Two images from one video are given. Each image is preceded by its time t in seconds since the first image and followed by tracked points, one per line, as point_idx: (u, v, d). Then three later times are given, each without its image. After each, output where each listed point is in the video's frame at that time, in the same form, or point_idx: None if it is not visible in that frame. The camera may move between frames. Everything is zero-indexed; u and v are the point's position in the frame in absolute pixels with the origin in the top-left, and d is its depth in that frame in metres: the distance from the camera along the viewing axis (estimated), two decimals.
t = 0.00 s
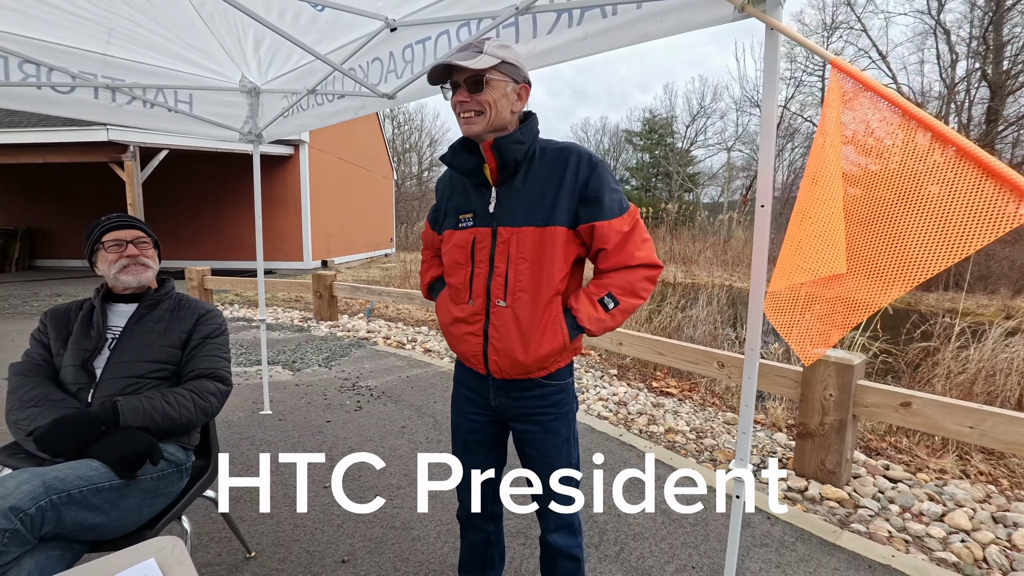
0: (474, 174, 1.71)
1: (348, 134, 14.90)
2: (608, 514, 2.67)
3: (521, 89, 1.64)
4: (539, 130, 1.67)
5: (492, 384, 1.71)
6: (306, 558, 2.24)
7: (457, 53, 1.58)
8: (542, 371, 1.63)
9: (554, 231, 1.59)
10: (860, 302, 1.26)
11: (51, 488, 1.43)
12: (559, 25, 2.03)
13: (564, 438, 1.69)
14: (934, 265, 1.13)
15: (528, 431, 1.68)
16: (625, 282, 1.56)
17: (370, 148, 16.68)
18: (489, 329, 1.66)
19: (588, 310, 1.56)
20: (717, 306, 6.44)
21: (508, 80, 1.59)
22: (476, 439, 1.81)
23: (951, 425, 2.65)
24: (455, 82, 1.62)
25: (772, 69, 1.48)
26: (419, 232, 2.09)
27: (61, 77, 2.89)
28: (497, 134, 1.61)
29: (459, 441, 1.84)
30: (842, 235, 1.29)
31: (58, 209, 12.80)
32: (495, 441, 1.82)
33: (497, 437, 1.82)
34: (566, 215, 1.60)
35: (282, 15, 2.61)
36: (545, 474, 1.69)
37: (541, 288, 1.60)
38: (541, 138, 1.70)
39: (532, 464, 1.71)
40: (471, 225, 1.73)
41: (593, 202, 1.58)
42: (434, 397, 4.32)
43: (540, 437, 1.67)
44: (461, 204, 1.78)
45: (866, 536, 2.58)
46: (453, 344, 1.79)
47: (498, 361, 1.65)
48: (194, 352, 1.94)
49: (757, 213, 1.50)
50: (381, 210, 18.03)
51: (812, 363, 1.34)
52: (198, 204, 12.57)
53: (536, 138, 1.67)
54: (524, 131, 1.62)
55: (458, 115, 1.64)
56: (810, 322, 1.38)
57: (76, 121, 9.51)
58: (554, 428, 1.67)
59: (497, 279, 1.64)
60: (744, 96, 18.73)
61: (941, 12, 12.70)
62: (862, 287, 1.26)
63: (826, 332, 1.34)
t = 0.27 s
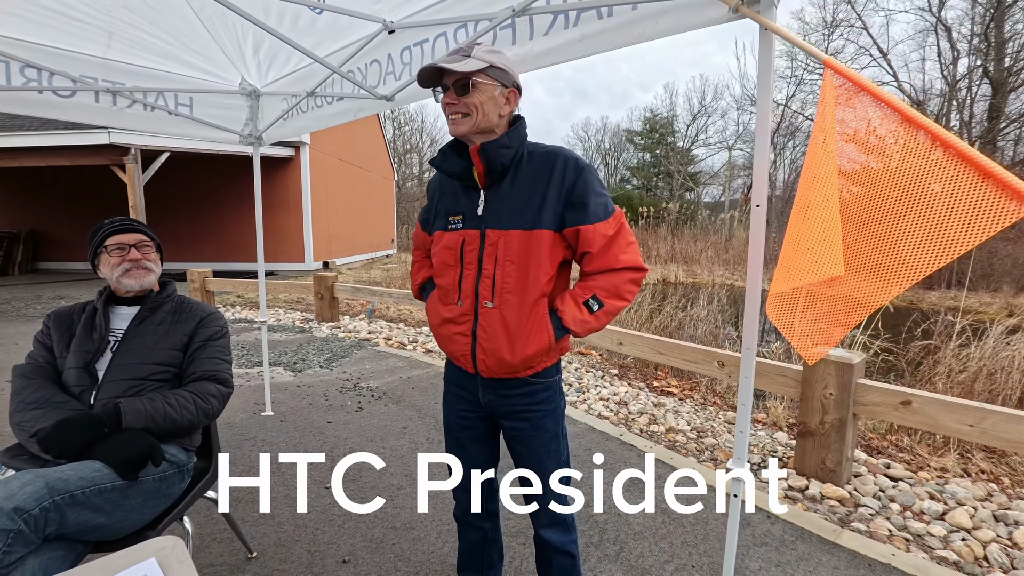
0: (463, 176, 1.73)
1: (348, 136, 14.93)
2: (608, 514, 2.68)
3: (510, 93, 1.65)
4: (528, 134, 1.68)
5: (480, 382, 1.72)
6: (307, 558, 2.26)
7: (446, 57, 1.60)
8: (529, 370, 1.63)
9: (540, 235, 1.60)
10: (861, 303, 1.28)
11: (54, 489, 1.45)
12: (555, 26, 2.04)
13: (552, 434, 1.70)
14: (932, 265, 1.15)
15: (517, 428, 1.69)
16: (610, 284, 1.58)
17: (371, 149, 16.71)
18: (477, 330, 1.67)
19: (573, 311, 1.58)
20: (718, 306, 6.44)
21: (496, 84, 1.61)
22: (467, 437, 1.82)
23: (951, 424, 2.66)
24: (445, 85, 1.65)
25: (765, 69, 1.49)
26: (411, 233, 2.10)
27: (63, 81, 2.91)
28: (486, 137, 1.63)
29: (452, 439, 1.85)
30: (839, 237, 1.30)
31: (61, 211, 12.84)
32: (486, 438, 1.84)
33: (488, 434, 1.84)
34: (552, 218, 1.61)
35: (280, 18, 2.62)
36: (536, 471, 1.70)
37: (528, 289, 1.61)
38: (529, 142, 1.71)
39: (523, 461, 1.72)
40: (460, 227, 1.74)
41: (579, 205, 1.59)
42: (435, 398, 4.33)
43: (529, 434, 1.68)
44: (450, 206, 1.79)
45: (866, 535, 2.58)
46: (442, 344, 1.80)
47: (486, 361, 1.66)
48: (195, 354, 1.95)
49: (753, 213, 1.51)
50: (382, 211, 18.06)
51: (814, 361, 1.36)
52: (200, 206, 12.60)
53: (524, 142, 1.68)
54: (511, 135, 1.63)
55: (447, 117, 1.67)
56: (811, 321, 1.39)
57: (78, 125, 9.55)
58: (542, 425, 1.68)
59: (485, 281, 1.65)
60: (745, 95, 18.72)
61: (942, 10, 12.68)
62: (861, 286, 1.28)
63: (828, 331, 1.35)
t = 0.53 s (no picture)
0: (459, 178, 1.72)
1: (349, 137, 14.95)
2: (610, 515, 2.68)
3: (507, 96, 1.65)
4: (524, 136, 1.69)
5: (477, 382, 1.72)
6: (309, 559, 2.26)
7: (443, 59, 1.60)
8: (525, 370, 1.64)
9: (536, 236, 1.61)
10: (863, 302, 1.27)
11: (57, 490, 1.45)
12: (556, 27, 2.04)
13: (549, 433, 1.70)
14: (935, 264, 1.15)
15: (514, 427, 1.69)
16: (605, 285, 1.59)
17: (372, 150, 16.73)
18: (473, 330, 1.67)
19: (569, 312, 1.59)
20: (720, 305, 6.44)
21: (493, 86, 1.61)
22: (464, 436, 1.82)
23: (954, 423, 2.65)
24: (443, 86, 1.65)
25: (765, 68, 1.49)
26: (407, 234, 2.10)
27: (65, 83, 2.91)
28: (482, 139, 1.64)
29: (449, 439, 1.85)
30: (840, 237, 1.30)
31: (64, 214, 12.88)
32: (484, 438, 1.83)
33: (485, 434, 1.83)
34: (549, 219, 1.62)
35: (279, 20, 2.63)
36: (534, 471, 1.70)
37: (525, 290, 1.62)
38: (526, 144, 1.72)
39: (520, 461, 1.72)
40: (457, 228, 1.74)
41: (575, 207, 1.60)
42: (436, 398, 4.33)
43: (526, 433, 1.68)
44: (447, 207, 1.79)
45: (870, 535, 2.57)
46: (438, 344, 1.80)
47: (482, 361, 1.66)
48: (197, 356, 1.96)
49: (754, 212, 1.51)
50: (384, 212, 18.09)
51: (816, 361, 1.35)
52: (202, 208, 12.63)
53: (521, 144, 1.68)
54: (508, 137, 1.63)
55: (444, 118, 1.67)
56: (813, 321, 1.38)
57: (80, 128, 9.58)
58: (539, 424, 1.68)
59: (481, 281, 1.65)
60: (746, 94, 18.69)
61: (944, 8, 12.64)
62: (863, 285, 1.27)
63: (830, 330, 1.35)
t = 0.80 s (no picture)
0: (463, 178, 1.73)
1: (352, 139, 14.99)
2: (614, 515, 2.68)
3: (516, 100, 1.68)
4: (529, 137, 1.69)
5: (480, 384, 1.72)
6: (313, 560, 2.26)
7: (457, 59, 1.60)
8: (530, 370, 1.64)
9: (541, 235, 1.61)
10: (864, 301, 1.27)
11: (64, 492, 1.46)
12: (558, 28, 2.04)
13: (553, 435, 1.70)
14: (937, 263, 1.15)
15: (519, 430, 1.69)
16: (610, 283, 1.59)
17: (374, 151, 16.76)
18: (478, 330, 1.67)
19: (575, 310, 1.59)
20: (723, 305, 6.42)
21: (505, 89, 1.63)
22: (466, 440, 1.82)
23: (959, 423, 2.64)
24: (453, 86, 1.65)
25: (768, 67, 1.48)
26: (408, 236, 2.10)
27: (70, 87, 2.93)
28: (490, 139, 1.65)
29: (451, 443, 1.85)
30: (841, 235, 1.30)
31: (68, 216, 12.95)
32: (485, 441, 1.84)
33: (486, 438, 1.84)
34: (553, 218, 1.62)
35: (282, 23, 2.64)
36: (536, 472, 1.70)
37: (530, 289, 1.62)
38: (529, 145, 1.72)
39: (523, 463, 1.72)
40: (460, 228, 1.74)
41: (579, 206, 1.61)
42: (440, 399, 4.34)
43: (530, 435, 1.68)
44: (450, 208, 1.79)
45: (875, 536, 2.56)
46: (442, 345, 1.80)
47: (488, 362, 1.65)
48: (201, 357, 1.96)
49: (757, 213, 1.50)
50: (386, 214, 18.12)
51: (818, 361, 1.35)
52: (205, 210, 12.68)
53: (525, 144, 1.69)
54: (513, 137, 1.64)
55: (454, 118, 1.66)
56: (815, 320, 1.38)
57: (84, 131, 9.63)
58: (544, 425, 1.68)
59: (486, 281, 1.65)
60: (748, 93, 18.66)
61: (947, 6, 12.59)
62: (864, 284, 1.28)
63: (831, 331, 1.35)
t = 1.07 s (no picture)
0: (473, 179, 1.73)
1: (356, 141, 15.03)
2: (620, 517, 2.67)
3: (527, 102, 1.72)
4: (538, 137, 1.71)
5: (489, 385, 1.72)
6: (320, 561, 2.27)
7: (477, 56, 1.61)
8: (545, 370, 1.64)
9: (554, 233, 1.63)
10: (869, 300, 1.27)
11: (74, 493, 1.47)
12: (563, 29, 2.05)
13: (566, 436, 1.71)
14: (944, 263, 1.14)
15: (531, 432, 1.69)
16: (623, 280, 1.61)
17: (378, 153, 16.81)
18: (492, 331, 1.67)
19: (589, 307, 1.60)
20: (728, 306, 6.41)
21: (520, 90, 1.66)
22: (477, 444, 1.82)
23: (966, 423, 2.63)
24: (469, 84, 1.65)
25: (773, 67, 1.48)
26: (412, 240, 2.10)
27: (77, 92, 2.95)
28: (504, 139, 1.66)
29: (461, 446, 1.85)
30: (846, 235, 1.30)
31: (75, 219, 13.04)
32: (497, 444, 1.83)
33: (498, 441, 1.83)
34: (565, 217, 1.64)
35: (288, 27, 2.65)
36: (548, 474, 1.70)
37: (544, 288, 1.63)
38: (537, 144, 1.74)
39: (536, 465, 1.72)
40: (470, 229, 1.74)
41: (591, 204, 1.63)
42: (444, 400, 4.34)
43: (544, 437, 1.68)
44: (458, 209, 1.79)
45: (883, 537, 2.55)
46: (453, 348, 1.79)
47: (502, 363, 1.66)
48: (209, 359, 1.98)
49: (764, 213, 1.50)
50: (390, 215, 18.17)
51: (824, 361, 1.34)
52: (210, 212, 12.74)
53: (533, 144, 1.71)
54: (524, 137, 1.65)
55: (469, 117, 1.66)
56: (820, 320, 1.38)
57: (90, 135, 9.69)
58: (557, 427, 1.69)
59: (500, 281, 1.66)
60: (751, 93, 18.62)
61: (952, 4, 12.53)
62: (870, 284, 1.27)
63: (837, 331, 1.34)
